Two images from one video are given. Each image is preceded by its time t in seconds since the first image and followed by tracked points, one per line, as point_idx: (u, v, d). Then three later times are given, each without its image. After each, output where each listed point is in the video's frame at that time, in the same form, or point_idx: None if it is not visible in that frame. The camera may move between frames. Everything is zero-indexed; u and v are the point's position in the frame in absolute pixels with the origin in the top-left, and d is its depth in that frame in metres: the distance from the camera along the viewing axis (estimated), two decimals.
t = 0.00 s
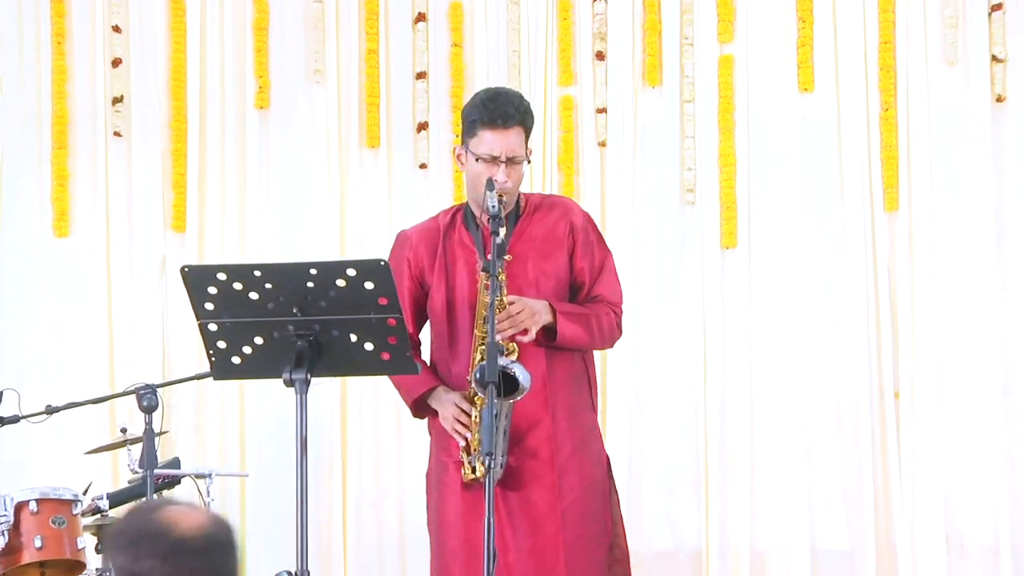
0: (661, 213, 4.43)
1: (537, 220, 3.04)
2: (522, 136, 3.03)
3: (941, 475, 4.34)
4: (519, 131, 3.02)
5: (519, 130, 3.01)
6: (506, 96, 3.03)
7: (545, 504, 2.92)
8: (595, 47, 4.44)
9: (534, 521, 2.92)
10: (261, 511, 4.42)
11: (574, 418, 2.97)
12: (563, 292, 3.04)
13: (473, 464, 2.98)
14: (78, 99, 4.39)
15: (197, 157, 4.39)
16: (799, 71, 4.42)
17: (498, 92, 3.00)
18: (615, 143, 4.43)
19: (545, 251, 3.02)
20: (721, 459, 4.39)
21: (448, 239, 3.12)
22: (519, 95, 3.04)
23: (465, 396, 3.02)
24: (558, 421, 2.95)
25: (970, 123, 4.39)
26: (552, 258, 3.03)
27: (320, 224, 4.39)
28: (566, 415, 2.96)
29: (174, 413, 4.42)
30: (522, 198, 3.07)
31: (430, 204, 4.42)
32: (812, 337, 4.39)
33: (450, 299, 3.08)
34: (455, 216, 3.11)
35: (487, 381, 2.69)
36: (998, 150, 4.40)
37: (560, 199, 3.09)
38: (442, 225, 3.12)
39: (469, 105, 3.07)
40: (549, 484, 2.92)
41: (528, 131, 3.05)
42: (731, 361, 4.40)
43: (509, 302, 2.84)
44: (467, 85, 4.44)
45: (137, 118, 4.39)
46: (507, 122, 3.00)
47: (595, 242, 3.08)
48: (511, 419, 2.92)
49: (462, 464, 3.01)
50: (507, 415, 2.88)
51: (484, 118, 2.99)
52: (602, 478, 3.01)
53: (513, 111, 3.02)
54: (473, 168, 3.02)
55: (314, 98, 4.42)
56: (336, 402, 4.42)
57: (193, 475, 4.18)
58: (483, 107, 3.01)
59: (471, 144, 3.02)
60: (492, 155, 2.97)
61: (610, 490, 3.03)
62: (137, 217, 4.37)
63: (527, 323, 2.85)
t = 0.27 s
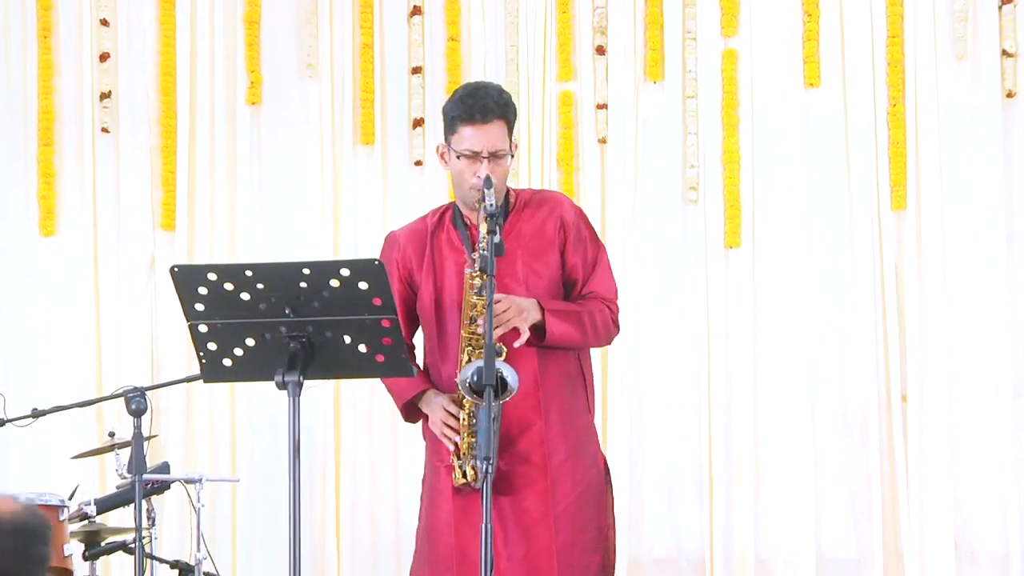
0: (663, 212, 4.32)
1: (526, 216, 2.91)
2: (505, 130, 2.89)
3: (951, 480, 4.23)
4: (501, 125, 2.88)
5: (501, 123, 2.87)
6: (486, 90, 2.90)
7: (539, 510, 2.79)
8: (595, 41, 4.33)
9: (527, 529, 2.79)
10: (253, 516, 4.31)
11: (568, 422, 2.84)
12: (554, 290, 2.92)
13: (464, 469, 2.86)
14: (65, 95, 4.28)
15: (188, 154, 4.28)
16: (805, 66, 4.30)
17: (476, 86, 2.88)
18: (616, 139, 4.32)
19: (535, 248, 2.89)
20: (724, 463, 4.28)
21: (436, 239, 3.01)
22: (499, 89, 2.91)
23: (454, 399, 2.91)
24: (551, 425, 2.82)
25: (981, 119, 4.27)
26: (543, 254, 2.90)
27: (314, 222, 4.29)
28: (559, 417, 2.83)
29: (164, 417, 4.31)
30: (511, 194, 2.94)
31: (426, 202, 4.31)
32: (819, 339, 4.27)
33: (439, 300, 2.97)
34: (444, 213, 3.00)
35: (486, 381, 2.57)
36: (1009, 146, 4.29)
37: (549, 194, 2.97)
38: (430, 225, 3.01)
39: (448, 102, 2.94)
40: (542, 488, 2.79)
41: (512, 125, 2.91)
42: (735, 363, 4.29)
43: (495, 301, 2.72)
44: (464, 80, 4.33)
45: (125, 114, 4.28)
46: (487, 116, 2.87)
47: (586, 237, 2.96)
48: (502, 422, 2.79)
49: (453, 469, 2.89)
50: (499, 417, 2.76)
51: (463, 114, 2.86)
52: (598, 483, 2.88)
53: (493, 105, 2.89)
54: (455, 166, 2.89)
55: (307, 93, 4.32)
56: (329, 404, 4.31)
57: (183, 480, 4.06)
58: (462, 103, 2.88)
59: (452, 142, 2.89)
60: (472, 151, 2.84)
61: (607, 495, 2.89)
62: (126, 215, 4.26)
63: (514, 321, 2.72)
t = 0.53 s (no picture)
0: (665, 209, 4.22)
1: (525, 218, 2.79)
2: (503, 129, 2.73)
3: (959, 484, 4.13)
4: (498, 124, 2.72)
5: (497, 123, 2.72)
6: (482, 88, 2.75)
7: (536, 519, 2.67)
8: (595, 35, 4.23)
9: (524, 538, 2.68)
10: (244, 522, 4.21)
11: (568, 428, 2.72)
12: (554, 296, 2.78)
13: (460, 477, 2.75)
14: (52, 90, 4.17)
15: (178, 150, 4.18)
16: (810, 60, 4.21)
17: (472, 84, 2.73)
18: (616, 135, 4.22)
19: (534, 251, 2.77)
20: (727, 467, 4.18)
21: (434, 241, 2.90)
22: (497, 86, 2.76)
23: (451, 404, 2.80)
24: (550, 431, 2.69)
25: (990, 114, 4.18)
26: (543, 258, 2.77)
27: (307, 221, 4.18)
28: (558, 423, 2.71)
29: (153, 420, 4.20)
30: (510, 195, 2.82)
31: (423, 200, 4.22)
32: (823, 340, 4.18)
33: (435, 303, 2.86)
34: (442, 214, 2.89)
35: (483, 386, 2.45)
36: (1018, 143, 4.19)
37: (550, 197, 2.85)
38: (428, 226, 2.90)
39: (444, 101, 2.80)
40: (539, 497, 2.67)
41: (510, 123, 2.75)
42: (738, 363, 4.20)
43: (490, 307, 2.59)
44: (462, 75, 4.24)
45: (114, 110, 4.17)
46: (483, 115, 2.72)
47: (589, 241, 2.84)
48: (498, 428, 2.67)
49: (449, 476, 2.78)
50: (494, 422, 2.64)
51: (457, 114, 2.72)
52: (600, 491, 2.74)
53: (490, 103, 2.73)
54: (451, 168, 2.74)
55: (300, 88, 4.22)
56: (322, 407, 4.20)
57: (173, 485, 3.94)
58: (457, 102, 2.74)
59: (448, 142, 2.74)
60: (469, 152, 2.69)
61: (609, 505, 2.76)
62: (114, 213, 4.16)
63: (510, 328, 2.61)
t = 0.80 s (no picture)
0: (667, 208, 4.11)
1: (540, 220, 2.67)
2: (530, 127, 2.62)
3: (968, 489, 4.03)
4: (526, 122, 2.61)
5: (526, 120, 2.61)
6: (514, 82, 2.63)
7: (536, 527, 2.55)
8: (595, 28, 4.12)
9: (525, 545, 2.56)
10: (235, 528, 4.11)
11: (573, 434, 2.60)
12: (565, 302, 2.67)
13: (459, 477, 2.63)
14: (38, 84, 4.06)
15: (167, 147, 4.07)
16: (815, 54, 4.10)
17: (507, 76, 2.61)
18: (617, 131, 4.11)
19: (548, 254, 2.65)
20: (730, 472, 4.08)
21: (445, 236, 2.78)
22: (529, 83, 2.64)
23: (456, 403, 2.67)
24: (554, 436, 2.58)
25: (998, 110, 4.08)
26: (556, 262, 2.66)
27: (299, 219, 4.09)
28: (563, 428, 2.59)
29: (142, 422, 4.10)
30: (527, 195, 2.71)
31: (418, 198, 4.12)
32: (829, 341, 4.07)
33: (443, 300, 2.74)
34: (455, 207, 2.76)
35: (479, 387, 2.35)
36: None
37: (569, 200, 2.73)
38: (439, 220, 2.78)
39: (474, 90, 2.68)
40: (542, 504, 2.56)
41: (538, 122, 2.64)
42: (741, 366, 4.09)
43: (500, 306, 2.49)
44: (458, 70, 4.13)
45: (101, 105, 4.07)
46: (513, 110, 2.60)
47: (605, 249, 2.70)
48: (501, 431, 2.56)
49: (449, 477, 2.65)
50: (495, 426, 2.53)
51: (487, 106, 2.60)
52: (604, 501, 2.62)
53: (520, 100, 2.62)
54: (473, 160, 2.62)
55: (292, 83, 4.11)
56: (315, 410, 4.10)
57: (163, 490, 3.81)
58: (487, 93, 2.62)
59: (473, 133, 2.63)
60: (494, 146, 2.57)
61: (613, 514, 2.64)
62: (102, 212, 4.06)
63: (519, 329, 2.50)
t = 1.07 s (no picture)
0: (669, 205, 4.02)
1: (555, 217, 2.58)
2: (547, 122, 2.52)
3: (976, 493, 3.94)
4: (543, 117, 2.51)
5: (542, 114, 2.51)
6: (531, 75, 2.52)
7: (549, 530, 2.46)
8: (594, 21, 4.03)
9: (539, 549, 2.46)
10: (227, 532, 4.01)
11: (589, 436, 2.50)
12: (580, 301, 2.57)
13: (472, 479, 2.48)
14: (23, 78, 3.96)
15: (155, 142, 3.98)
16: (819, 48, 4.02)
17: (523, 70, 2.49)
18: (617, 126, 4.02)
19: (562, 252, 2.56)
20: (734, 475, 3.99)
21: (456, 234, 2.65)
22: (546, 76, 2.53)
23: (470, 403, 2.51)
24: (569, 438, 2.48)
25: (1008, 105, 3.99)
26: (572, 259, 2.56)
27: (292, 217, 3.99)
28: (578, 430, 2.49)
29: (130, 425, 4.00)
30: (540, 192, 2.61)
31: (413, 195, 4.03)
32: (834, 342, 3.98)
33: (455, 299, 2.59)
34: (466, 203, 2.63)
35: (475, 391, 2.25)
36: None
37: (583, 197, 2.63)
38: (449, 219, 2.65)
39: (485, 82, 2.55)
40: (555, 508, 2.46)
41: (554, 117, 2.54)
42: (745, 367, 4.00)
43: (517, 304, 2.39)
44: (454, 64, 4.04)
45: (88, 100, 3.97)
46: (530, 105, 2.49)
47: (620, 247, 2.61)
48: (514, 432, 2.46)
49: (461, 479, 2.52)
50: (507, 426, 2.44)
51: (504, 101, 2.48)
52: (621, 504, 2.52)
53: (537, 94, 2.51)
54: (488, 156, 2.51)
55: (284, 77, 4.02)
56: (309, 412, 4.00)
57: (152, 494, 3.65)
58: (504, 87, 2.50)
59: (487, 129, 2.51)
60: (513, 143, 2.46)
61: (629, 518, 2.53)
62: (90, 209, 3.96)
63: (536, 327, 2.40)
